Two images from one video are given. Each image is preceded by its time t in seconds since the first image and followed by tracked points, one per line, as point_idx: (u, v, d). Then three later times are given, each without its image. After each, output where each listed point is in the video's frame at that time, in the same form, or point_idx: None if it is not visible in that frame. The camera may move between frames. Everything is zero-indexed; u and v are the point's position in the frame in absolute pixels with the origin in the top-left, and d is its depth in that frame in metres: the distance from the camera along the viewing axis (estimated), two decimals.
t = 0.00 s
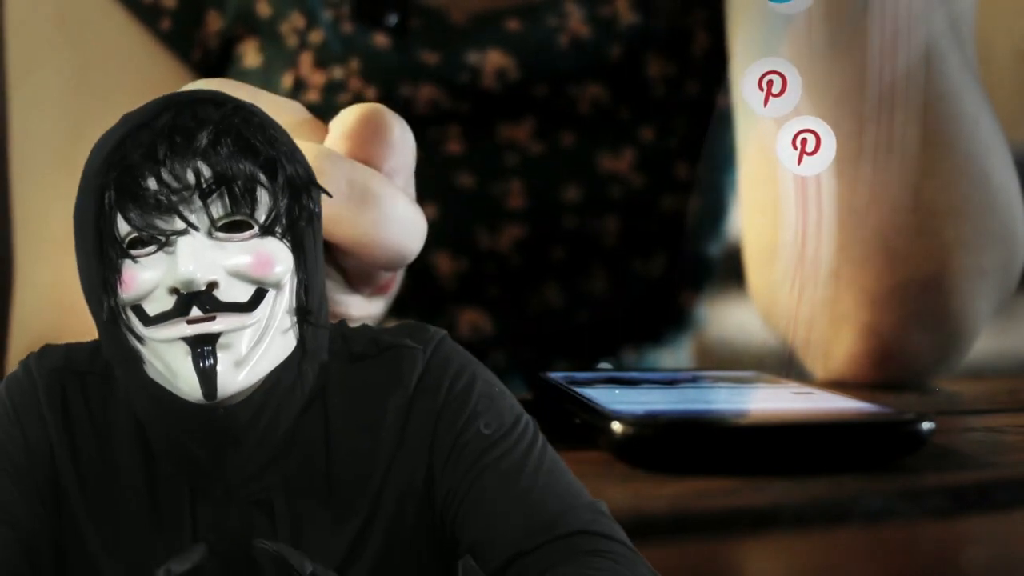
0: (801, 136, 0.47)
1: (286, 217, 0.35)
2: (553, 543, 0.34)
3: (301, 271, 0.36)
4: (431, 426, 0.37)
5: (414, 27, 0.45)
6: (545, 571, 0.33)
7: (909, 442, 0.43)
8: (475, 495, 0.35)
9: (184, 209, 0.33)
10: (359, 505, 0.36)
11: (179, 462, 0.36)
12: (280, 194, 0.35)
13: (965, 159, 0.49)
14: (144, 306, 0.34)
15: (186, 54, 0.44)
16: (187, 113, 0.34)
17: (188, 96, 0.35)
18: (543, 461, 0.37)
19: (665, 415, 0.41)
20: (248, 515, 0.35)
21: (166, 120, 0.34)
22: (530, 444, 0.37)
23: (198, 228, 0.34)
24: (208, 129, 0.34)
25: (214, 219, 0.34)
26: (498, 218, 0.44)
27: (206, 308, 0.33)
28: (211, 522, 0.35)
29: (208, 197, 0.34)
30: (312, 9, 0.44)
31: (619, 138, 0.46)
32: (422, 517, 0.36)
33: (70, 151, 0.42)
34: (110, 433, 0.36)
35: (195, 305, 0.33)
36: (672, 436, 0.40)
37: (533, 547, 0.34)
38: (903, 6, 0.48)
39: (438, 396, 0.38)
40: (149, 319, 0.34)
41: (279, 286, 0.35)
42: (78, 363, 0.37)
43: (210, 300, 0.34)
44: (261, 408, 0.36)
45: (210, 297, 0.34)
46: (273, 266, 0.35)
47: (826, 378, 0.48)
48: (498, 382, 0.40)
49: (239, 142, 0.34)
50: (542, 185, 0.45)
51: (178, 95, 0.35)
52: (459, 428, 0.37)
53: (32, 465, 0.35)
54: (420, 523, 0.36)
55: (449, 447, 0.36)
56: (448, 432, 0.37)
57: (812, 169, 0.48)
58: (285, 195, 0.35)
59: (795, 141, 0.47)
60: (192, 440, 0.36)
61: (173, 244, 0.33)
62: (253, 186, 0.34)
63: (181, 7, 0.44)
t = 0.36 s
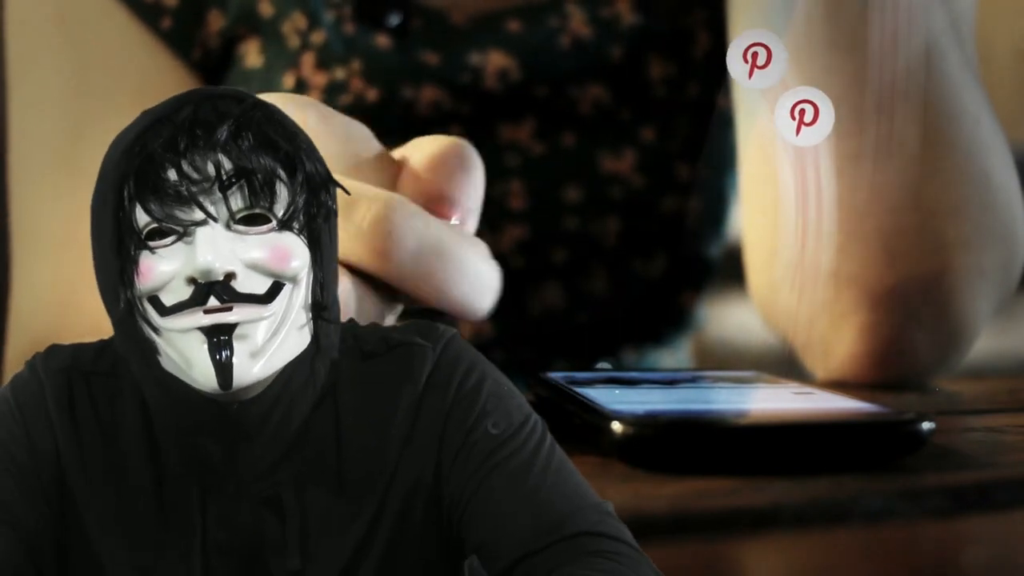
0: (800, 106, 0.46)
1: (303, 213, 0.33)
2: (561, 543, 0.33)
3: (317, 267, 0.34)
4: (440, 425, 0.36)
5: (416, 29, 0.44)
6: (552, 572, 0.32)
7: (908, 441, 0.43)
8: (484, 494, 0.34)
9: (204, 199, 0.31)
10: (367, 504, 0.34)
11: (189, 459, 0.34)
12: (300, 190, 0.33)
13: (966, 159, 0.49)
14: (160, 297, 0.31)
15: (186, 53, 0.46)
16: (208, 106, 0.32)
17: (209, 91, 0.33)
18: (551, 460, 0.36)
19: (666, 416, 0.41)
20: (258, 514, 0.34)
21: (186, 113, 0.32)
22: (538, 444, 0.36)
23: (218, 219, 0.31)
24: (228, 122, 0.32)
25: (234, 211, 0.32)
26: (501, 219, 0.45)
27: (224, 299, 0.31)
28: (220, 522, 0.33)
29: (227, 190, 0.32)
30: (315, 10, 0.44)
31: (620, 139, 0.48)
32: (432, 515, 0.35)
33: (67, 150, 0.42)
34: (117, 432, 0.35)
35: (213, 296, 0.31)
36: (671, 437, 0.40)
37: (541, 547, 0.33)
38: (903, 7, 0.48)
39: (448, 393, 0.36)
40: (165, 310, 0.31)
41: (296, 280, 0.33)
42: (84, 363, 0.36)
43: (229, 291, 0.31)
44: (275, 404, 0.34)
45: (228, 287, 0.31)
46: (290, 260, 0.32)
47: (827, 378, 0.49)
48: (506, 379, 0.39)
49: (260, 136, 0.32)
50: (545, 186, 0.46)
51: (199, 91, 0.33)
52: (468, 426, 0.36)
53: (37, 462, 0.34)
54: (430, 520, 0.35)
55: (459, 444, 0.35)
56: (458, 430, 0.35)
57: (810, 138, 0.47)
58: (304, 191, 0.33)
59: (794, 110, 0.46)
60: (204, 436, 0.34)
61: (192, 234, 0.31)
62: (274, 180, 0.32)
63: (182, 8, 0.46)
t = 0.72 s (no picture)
0: (797, 80, 0.47)
1: (306, 211, 0.35)
2: (557, 544, 0.33)
3: (313, 263, 0.35)
4: (437, 427, 0.37)
5: (422, 34, 0.44)
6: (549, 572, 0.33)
7: (910, 442, 0.43)
8: (480, 493, 0.35)
9: (206, 196, 0.33)
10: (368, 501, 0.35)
11: (191, 459, 0.35)
12: (301, 189, 0.34)
13: (966, 161, 0.49)
14: (162, 293, 0.33)
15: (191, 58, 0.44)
16: (212, 104, 0.34)
17: (213, 89, 0.35)
18: (549, 461, 0.36)
19: (668, 416, 0.41)
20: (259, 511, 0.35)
21: (190, 111, 0.34)
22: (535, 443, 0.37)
23: (219, 215, 0.33)
24: (231, 121, 0.34)
25: (236, 208, 0.33)
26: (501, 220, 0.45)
27: (225, 295, 0.32)
28: (222, 518, 0.35)
29: (229, 188, 0.33)
30: (321, 15, 0.44)
31: (625, 138, 0.46)
32: (428, 513, 0.37)
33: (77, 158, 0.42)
34: (117, 433, 0.36)
35: (214, 291, 0.32)
36: (672, 437, 0.40)
37: (536, 548, 0.33)
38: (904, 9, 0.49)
39: (448, 395, 0.37)
40: (166, 305, 0.33)
41: (298, 277, 0.34)
42: (85, 366, 0.37)
43: (230, 285, 0.33)
44: (275, 401, 0.36)
45: (229, 283, 0.33)
46: (292, 258, 0.34)
47: (829, 379, 0.49)
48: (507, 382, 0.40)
49: (263, 134, 0.34)
50: (549, 189, 0.45)
51: (202, 92, 0.35)
52: (466, 428, 0.37)
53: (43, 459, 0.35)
54: (427, 518, 0.37)
55: (456, 445, 0.36)
56: (455, 431, 0.37)
57: (809, 110, 0.48)
58: (306, 189, 0.35)
59: (790, 83, 0.48)
60: (207, 437, 0.35)
61: (194, 231, 0.33)
62: (276, 178, 0.34)
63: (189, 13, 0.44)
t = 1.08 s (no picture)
0: (794, 50, 0.47)
1: (354, 198, 0.32)
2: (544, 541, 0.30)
3: (359, 250, 0.33)
4: (456, 419, 0.33)
5: (419, 33, 0.45)
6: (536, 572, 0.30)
7: (909, 441, 0.43)
8: (486, 492, 0.32)
9: (261, 173, 0.31)
10: (363, 509, 0.31)
11: (210, 420, 0.32)
12: (354, 175, 0.32)
13: (965, 160, 0.49)
14: (209, 258, 0.31)
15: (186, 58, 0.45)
16: (278, 86, 0.32)
17: (282, 72, 0.32)
18: (558, 465, 0.33)
19: (667, 414, 0.41)
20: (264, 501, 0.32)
21: (257, 89, 0.32)
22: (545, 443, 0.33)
23: (274, 190, 0.31)
24: (295, 104, 0.32)
25: (289, 186, 0.31)
26: (501, 220, 0.44)
27: (268, 266, 0.31)
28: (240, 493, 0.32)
29: (286, 167, 0.31)
30: (316, 16, 0.45)
31: (621, 139, 0.46)
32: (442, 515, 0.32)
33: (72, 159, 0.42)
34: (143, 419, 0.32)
35: (259, 261, 0.31)
36: (672, 438, 0.40)
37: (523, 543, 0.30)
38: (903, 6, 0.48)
39: (468, 392, 0.33)
40: (213, 269, 0.31)
41: (339, 260, 0.32)
42: (106, 358, 0.34)
43: (275, 258, 0.31)
44: (303, 376, 0.33)
45: (275, 257, 0.31)
46: (336, 238, 0.32)
47: (829, 379, 0.49)
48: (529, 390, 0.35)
49: (325, 122, 0.32)
50: (547, 189, 0.45)
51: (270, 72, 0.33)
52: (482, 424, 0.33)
53: (60, 444, 0.32)
54: (439, 519, 0.32)
55: (471, 439, 0.33)
56: (471, 424, 0.33)
57: (806, 79, 0.47)
58: (359, 179, 0.32)
59: (789, 52, 0.47)
60: (233, 400, 0.33)
61: (249, 203, 0.31)
62: (330, 164, 0.32)
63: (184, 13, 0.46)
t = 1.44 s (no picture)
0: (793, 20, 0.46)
1: (364, 189, 0.32)
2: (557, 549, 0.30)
3: (368, 241, 0.32)
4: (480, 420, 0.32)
5: (419, 30, 0.45)
6: None
7: (908, 441, 0.43)
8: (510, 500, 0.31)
9: (277, 168, 0.30)
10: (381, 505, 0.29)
11: (234, 391, 0.31)
12: (365, 168, 0.31)
13: (966, 159, 0.49)
14: (228, 244, 0.31)
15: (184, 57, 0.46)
16: (295, 85, 0.31)
17: (301, 72, 0.32)
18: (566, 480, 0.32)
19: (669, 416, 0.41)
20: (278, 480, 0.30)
21: (275, 88, 0.31)
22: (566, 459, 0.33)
23: (289, 181, 0.30)
24: (308, 99, 0.31)
25: (303, 178, 0.31)
26: (501, 220, 0.45)
27: (281, 251, 0.30)
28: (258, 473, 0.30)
29: (299, 160, 0.30)
30: (315, 14, 0.45)
31: (620, 138, 0.47)
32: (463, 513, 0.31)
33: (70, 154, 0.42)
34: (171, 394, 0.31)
35: (273, 249, 0.30)
36: (672, 436, 0.40)
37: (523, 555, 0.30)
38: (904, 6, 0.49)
39: (495, 395, 0.33)
40: (232, 255, 0.30)
41: (350, 248, 0.31)
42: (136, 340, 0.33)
43: (287, 245, 0.30)
44: (316, 357, 0.31)
45: (288, 244, 0.30)
46: (346, 226, 0.31)
47: (828, 378, 0.49)
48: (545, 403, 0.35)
49: (339, 118, 0.31)
50: (547, 186, 0.45)
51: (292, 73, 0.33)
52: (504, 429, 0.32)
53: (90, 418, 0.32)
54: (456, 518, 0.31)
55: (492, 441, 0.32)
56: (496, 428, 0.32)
57: (802, 51, 0.47)
58: (369, 173, 0.32)
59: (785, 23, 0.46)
60: (256, 374, 0.31)
61: (266, 192, 0.30)
62: (341, 159, 0.31)
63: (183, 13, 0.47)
